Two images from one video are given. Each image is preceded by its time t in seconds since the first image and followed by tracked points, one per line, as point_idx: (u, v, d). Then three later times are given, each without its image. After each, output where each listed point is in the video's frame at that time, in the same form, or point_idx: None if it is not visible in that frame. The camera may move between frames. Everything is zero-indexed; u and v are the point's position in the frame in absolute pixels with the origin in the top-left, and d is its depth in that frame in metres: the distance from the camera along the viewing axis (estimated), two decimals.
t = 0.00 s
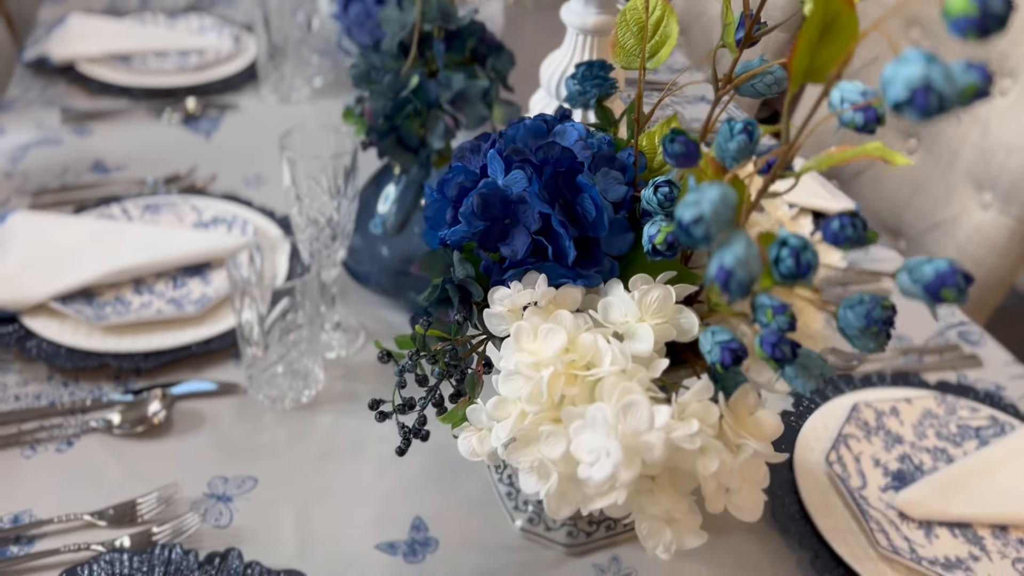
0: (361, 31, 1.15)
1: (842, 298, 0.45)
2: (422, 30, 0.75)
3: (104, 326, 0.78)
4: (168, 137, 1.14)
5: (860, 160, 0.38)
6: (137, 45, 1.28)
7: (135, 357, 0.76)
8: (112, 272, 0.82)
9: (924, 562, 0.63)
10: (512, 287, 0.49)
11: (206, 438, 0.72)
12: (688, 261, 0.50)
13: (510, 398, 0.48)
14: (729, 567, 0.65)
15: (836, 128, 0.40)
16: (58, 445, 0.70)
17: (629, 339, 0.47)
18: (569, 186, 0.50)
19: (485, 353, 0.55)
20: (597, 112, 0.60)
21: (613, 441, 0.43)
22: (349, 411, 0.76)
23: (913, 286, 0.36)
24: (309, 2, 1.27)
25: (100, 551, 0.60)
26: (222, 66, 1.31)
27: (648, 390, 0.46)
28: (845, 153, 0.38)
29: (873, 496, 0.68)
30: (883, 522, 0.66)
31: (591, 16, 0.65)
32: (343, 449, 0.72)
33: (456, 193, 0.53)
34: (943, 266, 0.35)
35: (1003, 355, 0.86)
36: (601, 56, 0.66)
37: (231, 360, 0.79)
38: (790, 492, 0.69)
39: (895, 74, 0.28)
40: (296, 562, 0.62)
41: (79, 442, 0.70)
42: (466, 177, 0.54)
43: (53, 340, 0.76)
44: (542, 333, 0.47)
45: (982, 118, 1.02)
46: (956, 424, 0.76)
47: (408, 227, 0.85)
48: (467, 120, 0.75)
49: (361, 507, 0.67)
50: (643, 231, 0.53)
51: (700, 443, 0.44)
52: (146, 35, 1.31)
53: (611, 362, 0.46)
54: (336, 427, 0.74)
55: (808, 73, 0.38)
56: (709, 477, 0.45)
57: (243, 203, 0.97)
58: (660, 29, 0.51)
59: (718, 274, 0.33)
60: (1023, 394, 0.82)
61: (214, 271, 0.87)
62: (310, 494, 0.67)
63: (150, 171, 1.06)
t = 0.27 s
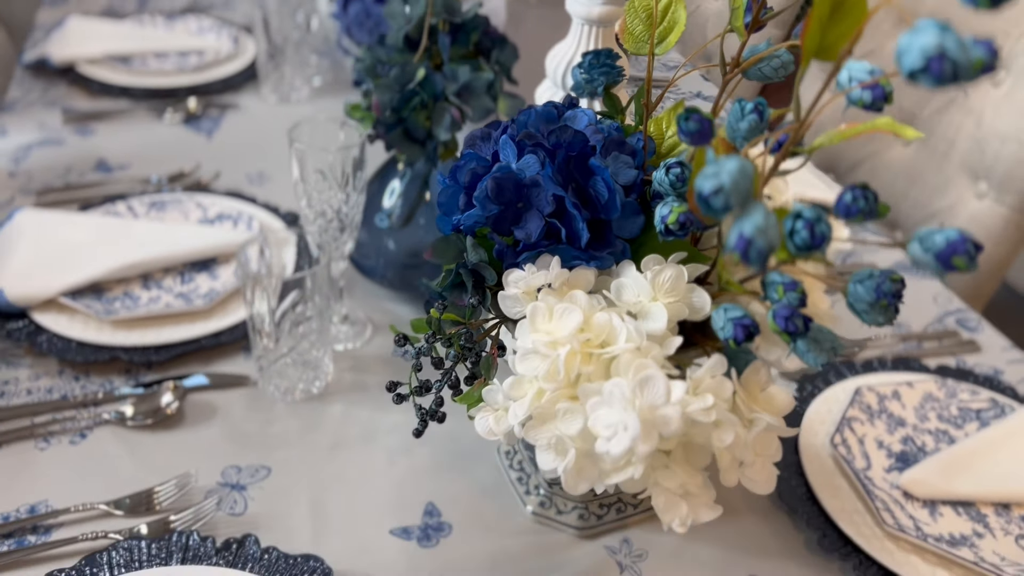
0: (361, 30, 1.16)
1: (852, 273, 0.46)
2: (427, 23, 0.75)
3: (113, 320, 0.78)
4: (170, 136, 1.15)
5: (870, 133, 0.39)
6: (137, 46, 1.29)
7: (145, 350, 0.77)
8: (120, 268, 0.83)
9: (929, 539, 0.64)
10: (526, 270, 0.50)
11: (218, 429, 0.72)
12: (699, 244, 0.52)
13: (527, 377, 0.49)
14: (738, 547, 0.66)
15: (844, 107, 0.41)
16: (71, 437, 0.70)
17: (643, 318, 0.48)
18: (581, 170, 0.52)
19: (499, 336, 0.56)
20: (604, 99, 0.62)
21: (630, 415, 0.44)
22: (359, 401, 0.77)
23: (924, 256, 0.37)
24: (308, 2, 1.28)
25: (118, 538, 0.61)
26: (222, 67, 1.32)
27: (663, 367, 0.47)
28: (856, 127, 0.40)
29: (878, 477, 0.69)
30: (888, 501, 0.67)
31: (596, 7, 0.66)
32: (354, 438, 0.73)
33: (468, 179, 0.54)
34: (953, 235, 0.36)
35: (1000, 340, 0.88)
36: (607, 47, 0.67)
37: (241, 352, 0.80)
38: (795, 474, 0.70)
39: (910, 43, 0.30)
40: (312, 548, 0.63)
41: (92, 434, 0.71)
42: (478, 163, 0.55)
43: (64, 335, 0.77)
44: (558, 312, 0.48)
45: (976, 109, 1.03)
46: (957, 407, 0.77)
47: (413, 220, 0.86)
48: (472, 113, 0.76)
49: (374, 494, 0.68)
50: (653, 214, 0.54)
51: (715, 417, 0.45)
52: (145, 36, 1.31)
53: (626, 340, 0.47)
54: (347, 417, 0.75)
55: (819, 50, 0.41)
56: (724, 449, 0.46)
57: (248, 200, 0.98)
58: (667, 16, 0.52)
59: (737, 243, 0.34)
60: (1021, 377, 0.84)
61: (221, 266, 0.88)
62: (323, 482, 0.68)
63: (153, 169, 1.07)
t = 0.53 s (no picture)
0: (360, 26, 1.18)
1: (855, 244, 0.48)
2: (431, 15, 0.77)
3: (124, 311, 0.79)
4: (171, 133, 1.16)
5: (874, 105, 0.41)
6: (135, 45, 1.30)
7: (157, 340, 0.78)
8: (128, 260, 0.84)
9: (930, 509, 0.66)
10: (539, 248, 0.52)
11: (232, 415, 0.73)
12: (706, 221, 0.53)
13: (542, 350, 0.50)
14: (745, 520, 0.68)
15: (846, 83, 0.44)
16: (87, 425, 0.71)
17: (654, 292, 0.50)
18: (590, 150, 0.53)
19: (512, 315, 0.57)
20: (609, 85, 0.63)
21: (645, 383, 0.46)
22: (370, 386, 0.78)
23: (928, 220, 0.39)
24: None
25: (139, 520, 0.62)
26: (220, 65, 1.33)
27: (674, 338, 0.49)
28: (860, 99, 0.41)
29: (878, 450, 0.71)
30: (889, 473, 0.69)
31: None
32: (366, 422, 0.74)
33: (480, 162, 0.55)
34: (955, 199, 0.38)
35: (993, 320, 0.90)
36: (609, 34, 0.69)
37: (251, 341, 0.81)
38: (798, 449, 0.72)
39: (915, 12, 0.31)
40: (329, 527, 0.64)
41: (108, 421, 0.72)
42: (488, 146, 0.56)
43: (76, 326, 0.78)
44: (571, 287, 0.50)
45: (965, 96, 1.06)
46: (953, 383, 0.79)
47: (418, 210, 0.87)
48: (477, 102, 0.77)
49: (388, 476, 0.69)
50: (661, 193, 0.55)
51: (727, 383, 0.47)
52: (143, 35, 1.32)
53: (638, 312, 0.49)
54: (358, 402, 0.76)
55: (823, 26, 0.42)
56: (735, 415, 0.48)
57: (252, 193, 0.99)
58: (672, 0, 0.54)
59: (751, 207, 0.35)
60: (1014, 355, 0.86)
61: (228, 258, 0.89)
62: (337, 465, 0.69)
63: (156, 165, 1.08)
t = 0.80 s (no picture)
0: (358, 15, 1.19)
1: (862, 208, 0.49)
2: None
3: (134, 296, 0.80)
4: (172, 123, 1.16)
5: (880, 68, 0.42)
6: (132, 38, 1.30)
7: (168, 323, 0.78)
8: (137, 246, 0.84)
9: (931, 472, 0.68)
10: (551, 218, 0.53)
11: (245, 394, 0.74)
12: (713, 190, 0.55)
13: (557, 317, 0.51)
14: (752, 487, 0.69)
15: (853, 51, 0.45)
16: (102, 406, 0.72)
17: (665, 259, 0.51)
18: (600, 122, 0.54)
19: (525, 286, 0.59)
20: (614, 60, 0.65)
21: (660, 344, 0.47)
22: (379, 365, 0.79)
23: (934, 177, 0.40)
24: None
25: (159, 495, 0.63)
26: (217, 56, 1.33)
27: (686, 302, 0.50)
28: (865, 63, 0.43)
29: (880, 418, 0.73)
30: (891, 439, 0.71)
31: None
32: (377, 400, 0.75)
33: (491, 137, 0.57)
34: (960, 155, 0.39)
35: (987, 293, 0.92)
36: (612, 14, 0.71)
37: (261, 323, 0.82)
38: (801, 418, 0.73)
39: None
40: (346, 500, 0.65)
41: (122, 403, 0.72)
42: (499, 122, 0.57)
43: (88, 311, 0.79)
44: (586, 255, 0.51)
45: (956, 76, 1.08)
46: (951, 353, 0.81)
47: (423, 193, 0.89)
48: (481, 83, 0.78)
49: (401, 451, 0.70)
50: (669, 163, 0.56)
51: (739, 343, 0.48)
52: (140, 28, 1.32)
53: (652, 278, 0.50)
54: (369, 380, 0.77)
55: None
56: (746, 374, 0.49)
57: (256, 180, 1.00)
58: None
59: (767, 164, 0.37)
60: (1008, 326, 0.88)
61: (235, 244, 0.89)
62: (351, 442, 0.71)
63: (158, 155, 1.08)
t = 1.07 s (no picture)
0: None
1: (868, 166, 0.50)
2: None
3: (141, 275, 0.80)
4: (170, 108, 1.16)
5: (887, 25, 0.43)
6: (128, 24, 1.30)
7: (176, 301, 0.79)
8: (141, 226, 0.84)
9: (934, 433, 0.69)
10: (562, 183, 0.54)
11: (255, 369, 0.75)
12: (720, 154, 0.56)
13: (570, 278, 0.52)
14: (758, 451, 0.70)
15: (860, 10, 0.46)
16: (113, 382, 0.72)
17: (675, 220, 0.52)
18: (609, 87, 0.55)
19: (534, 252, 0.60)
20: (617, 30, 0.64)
21: (673, 301, 0.48)
22: (387, 340, 0.80)
23: (942, 129, 0.41)
24: None
25: (174, 467, 0.64)
26: (213, 42, 1.33)
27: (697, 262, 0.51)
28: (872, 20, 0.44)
29: (882, 383, 0.74)
30: (894, 402, 0.72)
31: None
32: (386, 373, 0.76)
33: (500, 105, 0.57)
34: (968, 106, 0.40)
35: (983, 263, 0.93)
36: None
37: (268, 301, 0.83)
38: (805, 383, 0.74)
39: None
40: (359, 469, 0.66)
41: (133, 379, 0.73)
42: (508, 90, 0.58)
43: (96, 290, 0.79)
44: (597, 217, 0.52)
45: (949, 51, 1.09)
46: (949, 320, 0.82)
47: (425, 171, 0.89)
48: (484, 58, 0.79)
49: (412, 422, 0.71)
50: (677, 128, 0.57)
51: (750, 300, 0.49)
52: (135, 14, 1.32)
53: (663, 238, 0.51)
54: (377, 354, 0.78)
55: None
56: (757, 330, 0.50)
57: (257, 162, 1.00)
58: None
59: (782, 114, 0.38)
60: (1004, 295, 0.89)
61: (240, 224, 0.89)
62: (362, 414, 0.71)
63: (159, 139, 1.08)
